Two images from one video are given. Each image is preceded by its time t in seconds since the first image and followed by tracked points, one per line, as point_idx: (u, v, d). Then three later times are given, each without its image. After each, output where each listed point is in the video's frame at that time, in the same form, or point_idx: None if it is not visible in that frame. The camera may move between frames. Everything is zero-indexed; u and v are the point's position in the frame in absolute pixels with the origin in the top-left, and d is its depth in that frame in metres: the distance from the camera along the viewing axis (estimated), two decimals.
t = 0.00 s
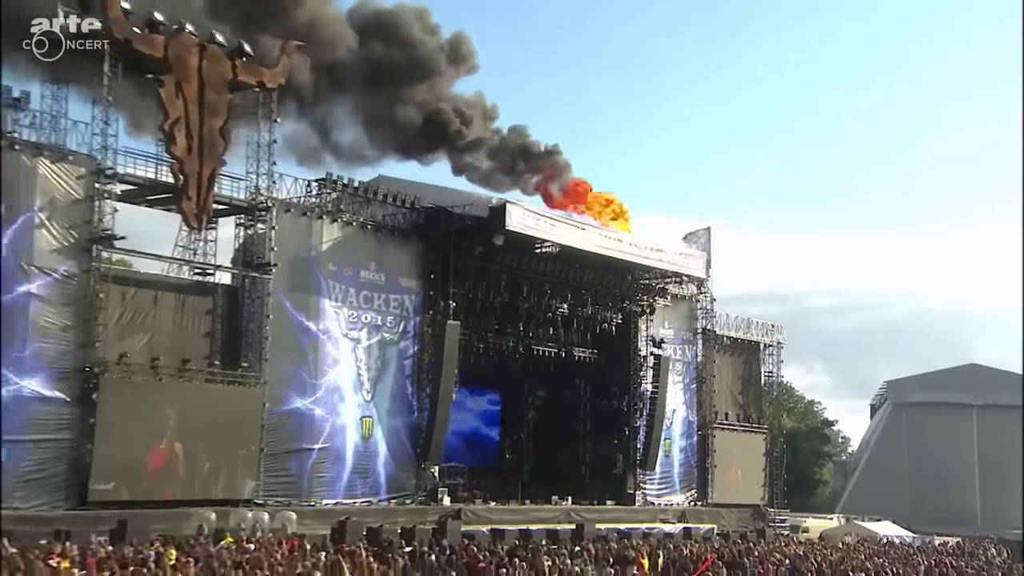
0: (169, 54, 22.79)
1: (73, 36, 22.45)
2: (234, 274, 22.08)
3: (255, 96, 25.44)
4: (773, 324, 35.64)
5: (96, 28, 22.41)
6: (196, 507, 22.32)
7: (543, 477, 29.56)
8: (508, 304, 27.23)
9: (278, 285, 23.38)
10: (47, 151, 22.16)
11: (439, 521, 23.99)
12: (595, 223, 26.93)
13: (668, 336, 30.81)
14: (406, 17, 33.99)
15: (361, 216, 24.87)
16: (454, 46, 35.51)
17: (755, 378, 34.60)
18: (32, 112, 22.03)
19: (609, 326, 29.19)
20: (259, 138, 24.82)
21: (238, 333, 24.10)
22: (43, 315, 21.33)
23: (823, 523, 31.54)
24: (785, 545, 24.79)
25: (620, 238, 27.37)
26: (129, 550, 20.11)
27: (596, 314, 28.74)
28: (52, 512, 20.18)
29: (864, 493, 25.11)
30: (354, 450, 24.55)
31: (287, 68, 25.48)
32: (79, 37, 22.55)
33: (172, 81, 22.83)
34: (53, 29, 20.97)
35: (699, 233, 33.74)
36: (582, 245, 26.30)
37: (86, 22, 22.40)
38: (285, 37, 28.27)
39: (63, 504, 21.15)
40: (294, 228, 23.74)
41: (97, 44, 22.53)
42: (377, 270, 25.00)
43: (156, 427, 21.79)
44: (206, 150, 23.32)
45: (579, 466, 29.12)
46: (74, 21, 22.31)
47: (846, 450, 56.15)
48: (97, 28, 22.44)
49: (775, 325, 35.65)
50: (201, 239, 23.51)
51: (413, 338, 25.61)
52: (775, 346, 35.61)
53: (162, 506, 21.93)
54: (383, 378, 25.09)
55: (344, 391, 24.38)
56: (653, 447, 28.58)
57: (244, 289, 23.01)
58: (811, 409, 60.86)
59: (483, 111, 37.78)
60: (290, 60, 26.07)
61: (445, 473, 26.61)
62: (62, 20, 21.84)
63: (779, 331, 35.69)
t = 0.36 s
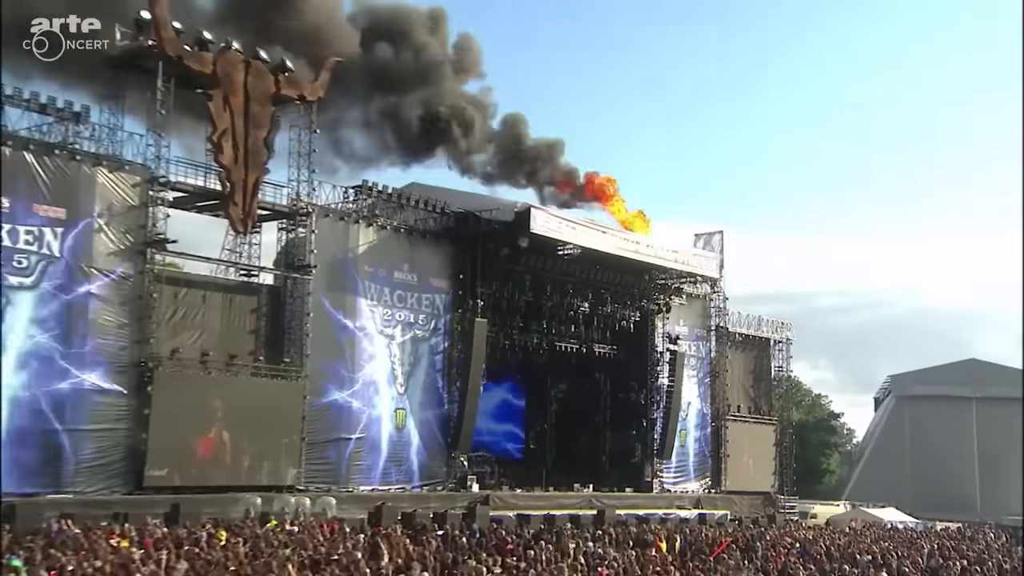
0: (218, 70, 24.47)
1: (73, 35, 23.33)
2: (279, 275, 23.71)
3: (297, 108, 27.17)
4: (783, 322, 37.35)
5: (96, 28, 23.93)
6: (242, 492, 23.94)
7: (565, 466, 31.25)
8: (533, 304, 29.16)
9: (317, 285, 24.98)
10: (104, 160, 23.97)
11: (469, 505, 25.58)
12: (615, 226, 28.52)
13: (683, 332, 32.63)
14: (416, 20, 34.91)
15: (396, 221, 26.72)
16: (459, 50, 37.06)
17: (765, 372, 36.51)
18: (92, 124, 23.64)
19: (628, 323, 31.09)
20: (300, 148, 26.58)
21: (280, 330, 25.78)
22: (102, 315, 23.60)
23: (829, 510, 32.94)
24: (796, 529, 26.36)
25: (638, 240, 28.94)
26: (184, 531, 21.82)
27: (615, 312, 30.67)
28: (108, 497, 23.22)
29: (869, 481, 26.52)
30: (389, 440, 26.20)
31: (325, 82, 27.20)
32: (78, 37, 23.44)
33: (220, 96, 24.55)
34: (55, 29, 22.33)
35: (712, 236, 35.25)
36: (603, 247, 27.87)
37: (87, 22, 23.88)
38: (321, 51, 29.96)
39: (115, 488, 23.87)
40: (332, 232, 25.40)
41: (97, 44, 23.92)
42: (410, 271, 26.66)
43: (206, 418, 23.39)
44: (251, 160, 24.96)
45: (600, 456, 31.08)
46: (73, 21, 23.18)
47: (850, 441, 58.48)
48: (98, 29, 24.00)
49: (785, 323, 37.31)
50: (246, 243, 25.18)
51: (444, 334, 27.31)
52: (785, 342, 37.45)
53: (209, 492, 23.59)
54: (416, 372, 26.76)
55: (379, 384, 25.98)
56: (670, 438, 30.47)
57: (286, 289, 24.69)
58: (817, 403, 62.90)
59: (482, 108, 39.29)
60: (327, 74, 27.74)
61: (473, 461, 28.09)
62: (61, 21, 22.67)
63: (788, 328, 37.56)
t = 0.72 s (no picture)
0: (263, 84, 26.23)
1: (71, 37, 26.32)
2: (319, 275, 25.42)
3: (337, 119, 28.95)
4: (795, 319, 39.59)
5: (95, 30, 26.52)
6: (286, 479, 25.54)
7: (587, 456, 33.39)
8: (557, 302, 30.91)
9: (356, 285, 26.66)
10: (157, 169, 25.87)
11: (498, 492, 27.10)
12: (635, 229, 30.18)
13: (699, 329, 34.55)
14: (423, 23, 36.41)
15: (428, 225, 28.38)
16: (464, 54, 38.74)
17: (778, 367, 38.60)
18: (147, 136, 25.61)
19: (646, 320, 32.88)
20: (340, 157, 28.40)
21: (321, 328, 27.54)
22: (156, 313, 25.74)
23: (837, 497, 34.42)
24: (807, 515, 27.82)
25: (657, 241, 30.60)
26: (234, 514, 23.43)
27: (636, 310, 32.51)
28: (163, 483, 24.92)
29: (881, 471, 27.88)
30: (423, 431, 27.86)
31: (363, 94, 28.92)
32: (79, 37, 24.78)
33: (265, 108, 26.30)
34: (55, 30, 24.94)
35: (728, 238, 36.94)
36: (624, 247, 29.49)
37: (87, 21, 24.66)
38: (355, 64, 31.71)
39: (169, 474, 25.77)
40: (369, 235, 27.06)
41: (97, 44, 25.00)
42: (442, 272, 28.40)
43: (253, 409, 25.09)
44: (294, 168, 26.67)
45: (621, 448, 32.93)
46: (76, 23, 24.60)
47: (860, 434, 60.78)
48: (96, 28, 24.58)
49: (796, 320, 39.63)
50: (289, 246, 26.92)
51: (474, 331, 29.05)
52: (796, 339, 39.67)
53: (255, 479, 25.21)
54: (448, 367, 28.46)
55: (414, 379, 27.67)
56: (687, 429, 32.17)
57: (327, 289, 26.44)
58: (826, 397, 64.85)
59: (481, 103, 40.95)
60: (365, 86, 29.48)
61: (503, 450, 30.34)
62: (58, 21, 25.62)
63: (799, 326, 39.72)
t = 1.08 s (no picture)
0: (305, 97, 28.02)
1: (74, 35, 28.87)
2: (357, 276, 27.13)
3: (373, 129, 30.71)
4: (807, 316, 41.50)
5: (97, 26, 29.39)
6: (327, 467, 27.21)
7: (610, 448, 35.20)
8: (582, 301, 32.84)
9: (391, 285, 28.33)
10: (207, 178, 27.84)
11: (526, 481, 28.64)
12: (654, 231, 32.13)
13: (715, 327, 36.41)
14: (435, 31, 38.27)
15: (459, 228, 30.05)
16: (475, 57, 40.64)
17: (791, 363, 40.42)
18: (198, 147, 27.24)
19: (665, 318, 34.74)
20: (376, 164, 30.11)
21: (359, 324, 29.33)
22: (207, 312, 27.53)
23: (848, 486, 35.98)
24: (820, 503, 29.35)
25: (675, 243, 32.59)
26: (280, 499, 24.97)
27: (656, 308, 34.42)
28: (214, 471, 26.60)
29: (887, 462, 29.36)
30: (455, 422, 29.53)
31: (398, 105, 30.65)
32: (78, 37, 28.92)
33: (306, 119, 28.15)
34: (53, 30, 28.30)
35: (742, 240, 38.65)
36: (643, 250, 31.50)
37: (86, 22, 29.13)
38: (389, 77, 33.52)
39: (220, 462, 27.51)
40: (403, 238, 28.73)
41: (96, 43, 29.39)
42: (472, 273, 30.11)
43: (297, 402, 26.75)
44: (333, 175, 28.36)
45: (641, 439, 34.71)
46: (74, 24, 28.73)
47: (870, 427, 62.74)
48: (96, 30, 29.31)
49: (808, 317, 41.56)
50: (329, 248, 28.64)
51: (503, 329, 30.78)
52: (808, 335, 41.54)
53: (297, 467, 26.80)
54: (478, 362, 30.15)
55: (446, 373, 29.36)
56: (704, 422, 33.88)
57: (364, 288, 28.23)
58: (837, 393, 66.68)
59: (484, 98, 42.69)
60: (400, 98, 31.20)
61: (530, 442, 32.17)
62: (61, 21, 28.38)
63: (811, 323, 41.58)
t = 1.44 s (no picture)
0: (341, 108, 29.92)
1: (73, 35, 26.49)
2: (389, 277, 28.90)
3: (403, 137, 32.48)
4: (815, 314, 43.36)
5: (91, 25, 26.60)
6: (363, 456, 28.96)
7: (628, 439, 37.01)
8: (600, 300, 34.86)
9: (421, 285, 30.10)
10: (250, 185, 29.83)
11: (548, 469, 30.32)
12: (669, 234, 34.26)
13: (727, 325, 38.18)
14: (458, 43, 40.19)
15: (485, 231, 31.91)
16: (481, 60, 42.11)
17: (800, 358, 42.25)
18: (240, 154, 29.55)
19: (680, 316, 36.59)
20: (407, 172, 31.96)
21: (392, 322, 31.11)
22: (250, 310, 29.47)
23: (854, 476, 37.68)
24: (829, 491, 30.95)
25: (690, 245, 34.69)
26: (320, 486, 26.47)
27: (671, 307, 36.43)
28: (258, 458, 28.53)
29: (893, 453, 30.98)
30: (482, 414, 31.36)
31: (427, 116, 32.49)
32: (78, 37, 26.59)
33: (342, 129, 29.98)
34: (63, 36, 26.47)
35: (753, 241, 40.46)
36: (660, 251, 33.60)
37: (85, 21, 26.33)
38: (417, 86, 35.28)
39: (262, 451, 29.34)
40: (432, 241, 30.51)
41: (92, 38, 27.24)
42: (497, 273, 31.99)
43: (334, 394, 28.52)
44: (367, 182, 30.17)
45: (658, 431, 36.40)
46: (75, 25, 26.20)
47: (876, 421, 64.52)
48: (95, 30, 26.91)
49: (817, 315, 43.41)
50: (363, 251, 30.47)
51: (526, 326, 32.67)
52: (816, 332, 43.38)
53: (334, 456, 28.39)
54: (503, 358, 31.99)
55: (473, 368, 31.17)
56: (718, 414, 35.77)
57: (396, 288, 30.04)
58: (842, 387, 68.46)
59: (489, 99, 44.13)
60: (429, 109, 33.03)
61: (552, 432, 34.19)
62: (60, 22, 25.59)
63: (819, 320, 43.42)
